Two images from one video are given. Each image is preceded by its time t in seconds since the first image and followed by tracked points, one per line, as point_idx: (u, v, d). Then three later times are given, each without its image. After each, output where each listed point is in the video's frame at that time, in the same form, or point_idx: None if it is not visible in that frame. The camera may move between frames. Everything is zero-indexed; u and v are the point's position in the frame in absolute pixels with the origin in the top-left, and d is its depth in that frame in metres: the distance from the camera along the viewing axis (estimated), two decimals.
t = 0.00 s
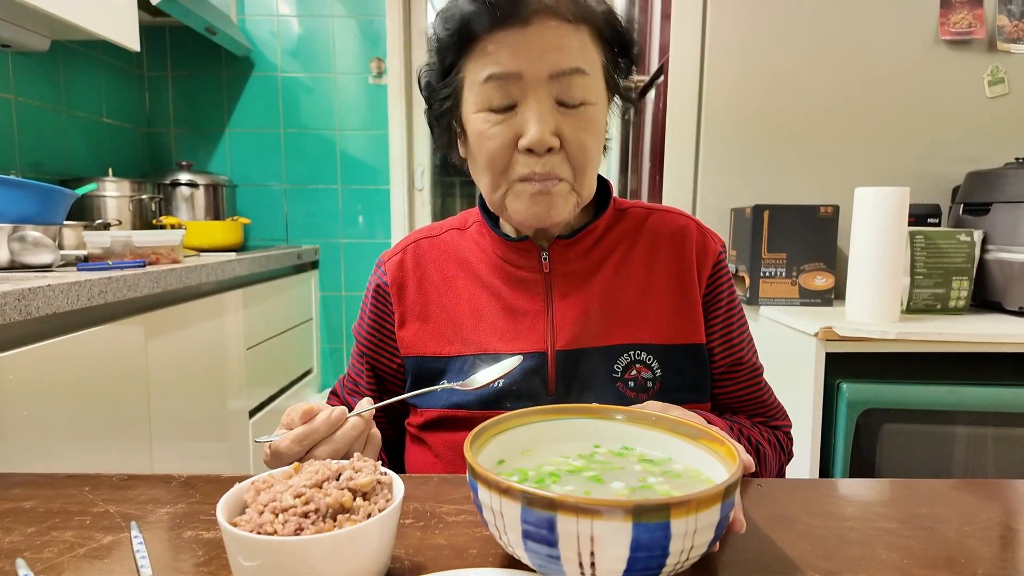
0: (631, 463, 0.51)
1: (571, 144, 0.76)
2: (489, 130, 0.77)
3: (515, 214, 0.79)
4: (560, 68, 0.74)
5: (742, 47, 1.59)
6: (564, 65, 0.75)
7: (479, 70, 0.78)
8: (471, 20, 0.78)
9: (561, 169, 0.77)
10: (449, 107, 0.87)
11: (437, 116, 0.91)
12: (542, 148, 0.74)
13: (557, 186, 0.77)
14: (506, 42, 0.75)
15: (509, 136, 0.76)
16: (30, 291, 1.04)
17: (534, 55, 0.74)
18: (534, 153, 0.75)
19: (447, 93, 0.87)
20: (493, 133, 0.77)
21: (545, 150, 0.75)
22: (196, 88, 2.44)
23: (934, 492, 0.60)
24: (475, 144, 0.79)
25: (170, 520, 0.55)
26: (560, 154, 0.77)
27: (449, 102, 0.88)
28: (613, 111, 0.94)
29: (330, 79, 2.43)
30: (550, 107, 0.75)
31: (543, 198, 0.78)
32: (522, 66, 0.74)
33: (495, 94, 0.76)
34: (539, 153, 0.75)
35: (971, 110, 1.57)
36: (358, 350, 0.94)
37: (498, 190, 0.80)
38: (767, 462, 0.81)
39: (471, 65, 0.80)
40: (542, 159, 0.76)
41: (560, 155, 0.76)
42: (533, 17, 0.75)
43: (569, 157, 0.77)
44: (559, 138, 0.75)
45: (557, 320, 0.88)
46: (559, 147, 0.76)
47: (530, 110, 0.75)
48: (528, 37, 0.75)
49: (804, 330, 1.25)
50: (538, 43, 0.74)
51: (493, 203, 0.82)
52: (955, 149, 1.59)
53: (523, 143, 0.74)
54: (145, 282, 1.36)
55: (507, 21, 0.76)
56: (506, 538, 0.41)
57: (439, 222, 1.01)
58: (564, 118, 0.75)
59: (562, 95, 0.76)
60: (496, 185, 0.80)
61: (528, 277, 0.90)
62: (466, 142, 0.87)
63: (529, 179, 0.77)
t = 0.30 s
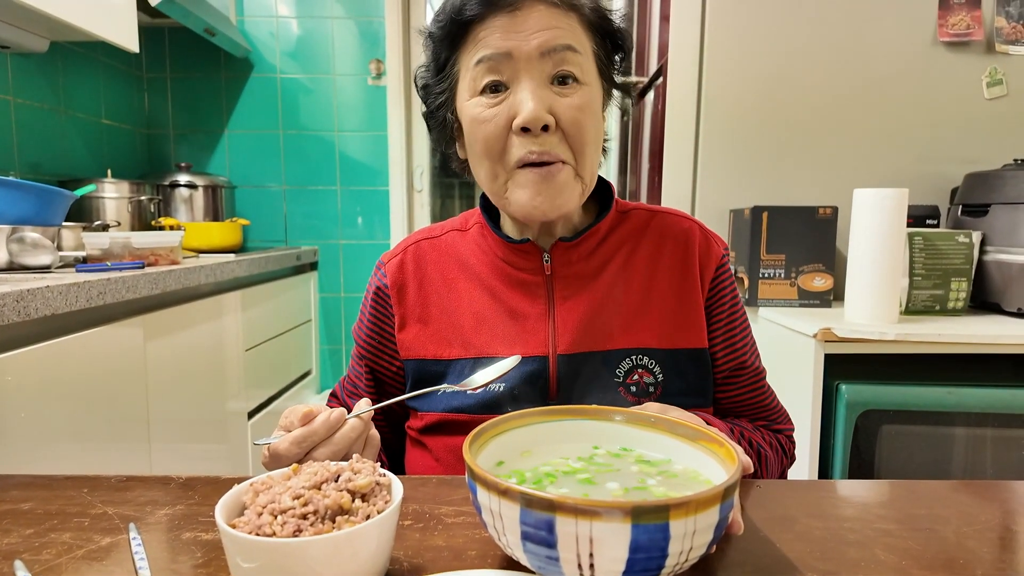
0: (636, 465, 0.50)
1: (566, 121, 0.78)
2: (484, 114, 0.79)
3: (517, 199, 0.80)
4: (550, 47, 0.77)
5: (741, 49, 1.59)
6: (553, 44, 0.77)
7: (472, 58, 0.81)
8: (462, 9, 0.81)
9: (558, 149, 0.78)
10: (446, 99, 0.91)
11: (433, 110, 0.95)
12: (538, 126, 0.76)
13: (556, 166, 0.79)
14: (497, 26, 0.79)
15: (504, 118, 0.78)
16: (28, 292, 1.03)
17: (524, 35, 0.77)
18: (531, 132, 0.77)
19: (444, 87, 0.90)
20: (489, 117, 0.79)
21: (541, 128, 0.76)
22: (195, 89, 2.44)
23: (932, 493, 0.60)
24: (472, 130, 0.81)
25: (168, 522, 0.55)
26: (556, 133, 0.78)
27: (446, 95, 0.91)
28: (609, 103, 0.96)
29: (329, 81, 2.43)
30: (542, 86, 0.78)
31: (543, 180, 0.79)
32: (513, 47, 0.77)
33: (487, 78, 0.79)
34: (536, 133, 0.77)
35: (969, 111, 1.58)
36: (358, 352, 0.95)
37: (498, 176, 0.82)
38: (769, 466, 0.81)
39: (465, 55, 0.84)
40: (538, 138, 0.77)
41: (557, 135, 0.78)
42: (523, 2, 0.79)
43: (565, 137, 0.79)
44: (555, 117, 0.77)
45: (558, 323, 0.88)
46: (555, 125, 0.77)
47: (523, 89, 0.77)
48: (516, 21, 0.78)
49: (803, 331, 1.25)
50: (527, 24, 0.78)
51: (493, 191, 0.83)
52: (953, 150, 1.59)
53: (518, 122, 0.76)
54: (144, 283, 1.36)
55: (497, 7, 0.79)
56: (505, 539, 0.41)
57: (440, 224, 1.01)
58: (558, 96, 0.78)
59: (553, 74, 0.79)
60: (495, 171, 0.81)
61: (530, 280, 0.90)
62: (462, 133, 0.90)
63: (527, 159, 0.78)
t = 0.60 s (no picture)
0: (635, 466, 0.50)
1: (564, 143, 0.78)
2: (482, 133, 0.79)
3: (513, 219, 0.81)
4: (549, 66, 0.77)
5: (740, 50, 1.60)
6: (553, 62, 0.77)
7: (469, 75, 0.80)
8: (459, 24, 0.80)
9: (557, 170, 0.79)
10: (441, 114, 0.92)
11: (429, 123, 0.96)
12: (536, 150, 0.77)
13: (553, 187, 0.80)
14: (494, 44, 0.78)
15: (502, 139, 0.78)
16: (27, 294, 1.03)
17: (523, 55, 0.77)
18: (528, 155, 0.77)
19: (438, 101, 0.91)
20: (487, 137, 0.79)
21: (539, 151, 0.77)
22: (194, 90, 2.44)
23: (931, 494, 0.60)
24: (470, 149, 0.81)
25: (167, 523, 0.55)
26: (555, 153, 0.79)
27: (441, 108, 0.92)
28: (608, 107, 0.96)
29: (329, 82, 2.43)
30: (541, 106, 0.78)
31: (541, 201, 0.80)
32: (511, 67, 0.77)
33: (485, 97, 0.79)
34: (534, 156, 0.77)
35: (967, 112, 1.58)
36: (356, 353, 0.95)
37: (496, 195, 0.83)
38: (768, 466, 0.81)
39: (461, 70, 0.83)
40: (537, 160, 0.78)
41: (555, 155, 0.79)
42: (521, 19, 0.78)
43: (563, 157, 0.80)
44: (553, 138, 0.78)
45: (557, 325, 0.88)
46: (554, 146, 0.78)
47: (522, 111, 0.78)
48: (514, 39, 0.77)
49: (803, 332, 1.25)
50: (526, 43, 0.77)
51: (489, 207, 0.84)
52: (952, 151, 1.60)
53: (516, 146, 0.77)
54: (143, 284, 1.36)
55: (495, 23, 0.78)
56: (504, 540, 0.41)
57: (438, 225, 1.01)
58: (556, 116, 0.78)
59: (551, 93, 0.78)
60: (493, 190, 0.82)
61: (528, 282, 0.90)
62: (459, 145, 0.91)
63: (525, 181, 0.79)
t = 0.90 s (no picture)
0: (636, 468, 0.50)
1: (558, 125, 0.78)
2: (476, 117, 0.80)
3: (507, 203, 0.80)
4: (542, 50, 0.78)
5: (739, 51, 1.60)
6: (545, 47, 0.78)
7: (464, 61, 0.82)
8: (453, 12, 0.82)
9: (551, 152, 0.79)
10: (437, 105, 0.93)
11: (425, 118, 0.97)
12: (529, 130, 0.77)
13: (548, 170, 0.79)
14: (488, 30, 0.79)
15: (496, 121, 0.78)
16: (26, 295, 1.03)
17: (516, 39, 0.78)
18: (521, 136, 0.77)
19: (434, 93, 0.92)
20: (481, 121, 0.79)
21: (532, 132, 0.77)
22: (193, 90, 2.44)
23: (930, 495, 0.60)
24: (464, 134, 0.81)
25: (166, 524, 0.55)
26: (549, 136, 0.79)
27: (437, 101, 0.93)
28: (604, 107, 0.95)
29: (328, 83, 2.43)
30: (534, 90, 0.78)
31: (536, 184, 0.79)
32: (504, 50, 0.78)
33: (479, 83, 0.80)
34: (527, 136, 0.77)
35: (966, 114, 1.58)
36: (354, 357, 0.95)
37: (490, 180, 0.82)
38: (768, 467, 0.81)
39: (457, 59, 0.84)
40: (530, 141, 0.78)
41: (549, 138, 0.79)
42: (514, 6, 0.79)
43: (558, 140, 0.79)
44: (547, 120, 0.78)
45: (556, 327, 0.88)
46: (547, 128, 0.78)
47: (515, 94, 0.78)
48: (507, 23, 0.79)
49: (802, 333, 1.25)
50: (519, 27, 0.78)
51: (483, 195, 0.84)
52: (951, 152, 1.60)
53: (509, 125, 0.76)
54: (142, 285, 1.36)
55: (489, 10, 0.80)
56: (503, 542, 0.41)
57: (436, 227, 1.01)
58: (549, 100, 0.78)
59: (544, 78, 0.79)
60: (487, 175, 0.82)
61: (527, 284, 0.90)
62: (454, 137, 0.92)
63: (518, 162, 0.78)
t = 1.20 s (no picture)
0: (631, 468, 0.50)
1: (528, 128, 0.79)
2: (447, 123, 0.80)
3: (482, 207, 0.81)
4: (510, 55, 0.78)
5: (739, 52, 1.60)
6: (513, 52, 0.78)
7: (433, 69, 0.82)
8: (420, 20, 0.83)
9: (523, 155, 0.80)
10: (408, 113, 0.95)
11: (399, 125, 0.98)
12: (500, 134, 0.77)
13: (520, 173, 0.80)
14: (455, 37, 0.79)
15: (467, 127, 0.79)
16: (25, 296, 1.03)
17: (484, 45, 0.78)
18: (493, 141, 0.78)
19: (405, 101, 0.94)
20: (453, 127, 0.80)
21: (504, 136, 0.78)
22: (192, 91, 2.44)
23: (929, 496, 0.60)
24: (437, 141, 0.82)
25: (166, 526, 0.55)
26: (521, 140, 0.80)
27: (408, 109, 0.95)
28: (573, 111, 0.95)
29: (327, 84, 2.43)
30: (503, 96, 0.79)
31: (509, 187, 0.80)
32: (473, 56, 0.78)
33: (450, 90, 0.80)
34: (499, 141, 0.78)
35: (965, 115, 1.58)
36: (344, 366, 0.95)
37: (465, 184, 0.83)
38: (762, 456, 0.81)
39: (426, 66, 0.85)
40: (502, 146, 0.78)
41: (520, 141, 0.79)
42: (480, 12, 0.79)
43: (529, 143, 0.80)
44: (518, 124, 0.78)
45: (537, 326, 0.88)
46: (519, 132, 0.79)
47: (485, 100, 0.79)
48: (474, 30, 0.79)
49: (801, 334, 1.25)
50: (485, 33, 0.78)
51: (459, 199, 0.85)
52: (949, 153, 1.60)
53: (481, 132, 0.77)
54: (141, 286, 1.36)
55: (455, 17, 0.80)
56: (503, 543, 0.41)
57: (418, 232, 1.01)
58: (519, 104, 0.79)
59: (513, 83, 0.80)
60: (461, 180, 0.83)
61: (507, 285, 0.90)
62: (427, 143, 0.93)
63: (491, 166, 0.79)
